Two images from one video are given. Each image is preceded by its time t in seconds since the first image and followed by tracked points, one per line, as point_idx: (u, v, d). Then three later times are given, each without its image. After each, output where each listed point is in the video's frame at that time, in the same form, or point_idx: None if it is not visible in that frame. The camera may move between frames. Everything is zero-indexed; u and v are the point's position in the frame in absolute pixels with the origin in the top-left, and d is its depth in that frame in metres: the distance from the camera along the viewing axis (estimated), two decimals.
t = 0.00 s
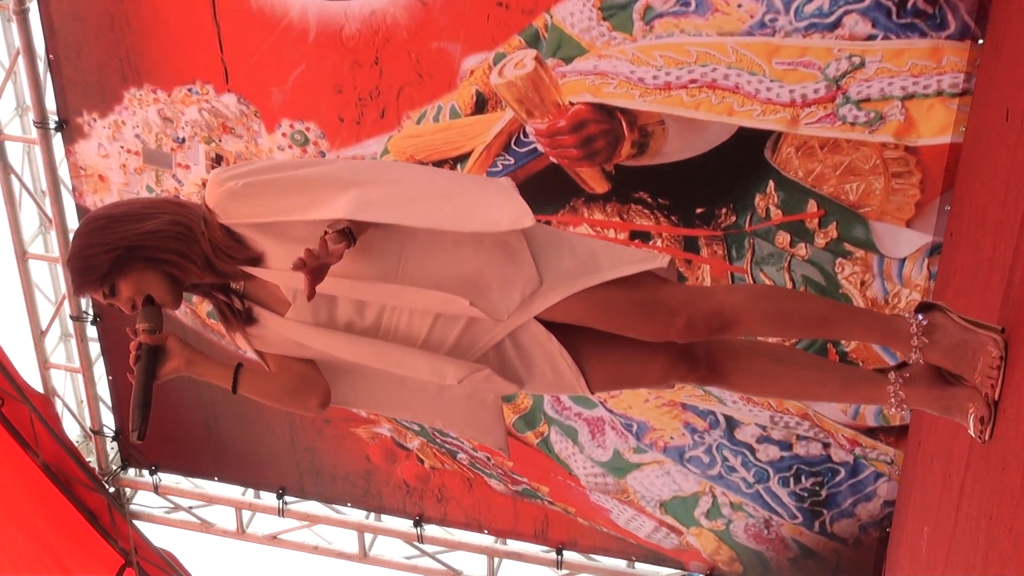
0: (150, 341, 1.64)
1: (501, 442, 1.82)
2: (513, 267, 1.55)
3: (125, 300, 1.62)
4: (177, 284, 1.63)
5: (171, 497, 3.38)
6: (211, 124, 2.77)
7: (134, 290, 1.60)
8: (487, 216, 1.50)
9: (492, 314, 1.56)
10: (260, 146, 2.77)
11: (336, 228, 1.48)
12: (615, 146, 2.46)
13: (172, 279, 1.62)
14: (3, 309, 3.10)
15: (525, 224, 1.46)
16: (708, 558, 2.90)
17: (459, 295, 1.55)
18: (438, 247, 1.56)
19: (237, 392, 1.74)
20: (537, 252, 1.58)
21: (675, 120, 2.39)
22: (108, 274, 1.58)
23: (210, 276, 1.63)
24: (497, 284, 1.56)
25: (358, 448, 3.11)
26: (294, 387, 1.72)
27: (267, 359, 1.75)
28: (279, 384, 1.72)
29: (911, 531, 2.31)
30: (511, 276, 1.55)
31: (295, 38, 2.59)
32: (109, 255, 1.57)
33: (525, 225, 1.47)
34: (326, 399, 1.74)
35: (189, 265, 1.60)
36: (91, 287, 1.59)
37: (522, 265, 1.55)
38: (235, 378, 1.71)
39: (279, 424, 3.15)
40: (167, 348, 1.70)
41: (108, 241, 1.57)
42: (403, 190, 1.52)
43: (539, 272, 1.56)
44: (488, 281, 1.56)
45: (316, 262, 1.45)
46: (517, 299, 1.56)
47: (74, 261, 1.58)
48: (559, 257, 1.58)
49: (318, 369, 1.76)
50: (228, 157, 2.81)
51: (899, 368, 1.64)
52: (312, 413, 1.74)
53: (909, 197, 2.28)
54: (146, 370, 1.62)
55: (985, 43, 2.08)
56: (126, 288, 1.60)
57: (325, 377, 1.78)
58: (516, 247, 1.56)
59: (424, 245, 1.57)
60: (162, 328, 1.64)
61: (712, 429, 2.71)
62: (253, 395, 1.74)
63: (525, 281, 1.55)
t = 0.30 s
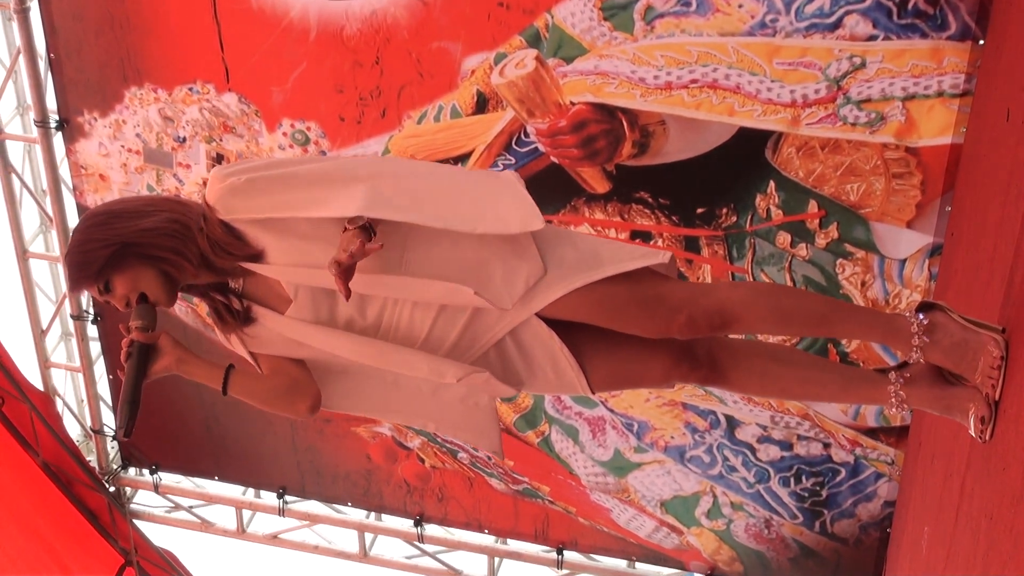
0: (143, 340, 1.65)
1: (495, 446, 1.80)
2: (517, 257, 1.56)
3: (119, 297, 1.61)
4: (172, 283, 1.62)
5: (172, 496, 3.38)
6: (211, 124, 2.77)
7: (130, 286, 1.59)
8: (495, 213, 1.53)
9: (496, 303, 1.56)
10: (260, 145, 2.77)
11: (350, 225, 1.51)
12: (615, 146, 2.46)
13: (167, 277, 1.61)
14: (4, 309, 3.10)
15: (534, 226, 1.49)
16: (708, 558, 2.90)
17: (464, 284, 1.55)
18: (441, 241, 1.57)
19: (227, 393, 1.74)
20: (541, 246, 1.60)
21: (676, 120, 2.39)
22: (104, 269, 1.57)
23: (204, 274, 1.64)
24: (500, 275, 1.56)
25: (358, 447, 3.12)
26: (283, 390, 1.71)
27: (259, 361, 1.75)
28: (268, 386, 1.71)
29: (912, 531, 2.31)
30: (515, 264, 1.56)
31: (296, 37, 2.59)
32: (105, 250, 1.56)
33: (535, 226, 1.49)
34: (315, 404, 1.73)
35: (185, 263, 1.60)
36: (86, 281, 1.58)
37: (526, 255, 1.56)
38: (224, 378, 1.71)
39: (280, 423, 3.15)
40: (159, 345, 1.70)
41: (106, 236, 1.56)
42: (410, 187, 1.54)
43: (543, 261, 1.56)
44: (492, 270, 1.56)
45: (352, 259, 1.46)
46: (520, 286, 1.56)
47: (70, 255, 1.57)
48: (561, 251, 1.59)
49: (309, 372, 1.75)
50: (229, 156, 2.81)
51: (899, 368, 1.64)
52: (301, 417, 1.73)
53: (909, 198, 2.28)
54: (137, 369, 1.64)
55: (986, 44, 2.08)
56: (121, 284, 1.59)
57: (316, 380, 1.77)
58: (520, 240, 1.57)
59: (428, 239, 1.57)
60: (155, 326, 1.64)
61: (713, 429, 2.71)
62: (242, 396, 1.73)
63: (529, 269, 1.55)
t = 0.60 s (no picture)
0: (132, 331, 1.63)
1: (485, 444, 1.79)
2: (521, 250, 1.56)
3: (114, 289, 1.62)
4: (166, 278, 1.62)
5: (172, 495, 3.39)
6: (212, 123, 2.77)
7: (124, 279, 1.60)
8: (500, 205, 1.53)
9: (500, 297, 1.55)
10: (261, 144, 2.77)
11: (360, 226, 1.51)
12: (615, 146, 2.46)
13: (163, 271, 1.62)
14: (4, 308, 3.10)
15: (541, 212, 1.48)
16: (709, 557, 2.90)
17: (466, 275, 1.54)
18: (446, 238, 1.58)
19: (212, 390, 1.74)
20: (543, 241, 1.60)
21: (676, 120, 2.39)
22: (100, 260, 1.58)
23: (201, 269, 1.65)
24: (503, 268, 1.56)
25: (359, 446, 3.12)
26: (269, 390, 1.70)
27: (248, 360, 1.74)
28: (253, 385, 1.70)
29: (913, 530, 2.31)
30: (519, 257, 1.56)
31: (296, 37, 2.59)
32: (103, 241, 1.57)
33: (542, 212, 1.48)
34: (300, 406, 1.72)
35: (182, 256, 1.61)
36: (82, 273, 1.58)
37: (529, 247, 1.56)
38: (210, 376, 1.72)
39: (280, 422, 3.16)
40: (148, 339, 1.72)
41: (105, 228, 1.58)
42: (411, 186, 1.54)
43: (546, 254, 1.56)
44: (495, 264, 1.56)
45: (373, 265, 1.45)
46: (524, 279, 1.54)
47: (69, 247, 1.58)
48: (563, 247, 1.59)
49: (296, 374, 1.75)
50: (230, 155, 2.81)
51: (899, 368, 1.64)
52: (284, 418, 1.72)
53: (909, 199, 2.28)
54: (123, 360, 1.63)
55: (986, 44, 2.08)
56: (117, 276, 1.60)
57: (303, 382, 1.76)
58: (523, 234, 1.58)
59: (430, 236, 1.58)
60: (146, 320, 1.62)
61: (713, 428, 2.72)
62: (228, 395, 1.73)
63: (533, 262, 1.55)
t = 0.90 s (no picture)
0: (125, 319, 1.59)
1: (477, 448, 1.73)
2: (525, 247, 1.57)
3: (111, 277, 1.59)
4: (163, 266, 1.60)
5: (172, 496, 3.39)
6: (212, 123, 2.77)
7: (122, 266, 1.58)
8: (506, 206, 1.54)
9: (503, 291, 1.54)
10: (261, 144, 2.77)
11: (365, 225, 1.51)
12: (615, 147, 2.46)
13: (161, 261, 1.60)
14: (4, 308, 3.10)
15: (547, 209, 1.51)
16: (709, 557, 2.90)
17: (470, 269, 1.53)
18: (450, 236, 1.58)
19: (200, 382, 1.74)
20: (547, 240, 1.60)
21: (676, 121, 2.39)
22: (99, 246, 1.57)
23: (200, 261, 1.64)
24: (506, 266, 1.56)
25: (359, 446, 3.12)
26: (255, 385, 1.69)
27: (239, 358, 1.74)
28: (242, 377, 1.70)
29: (913, 529, 2.31)
30: (522, 254, 1.56)
31: (296, 37, 2.59)
32: (104, 228, 1.57)
33: (549, 208, 1.51)
34: (286, 401, 1.71)
35: (182, 244, 1.60)
36: (81, 260, 1.57)
37: (532, 245, 1.57)
38: (198, 368, 1.71)
39: (280, 421, 3.16)
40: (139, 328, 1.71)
41: (107, 215, 1.58)
42: (411, 187, 1.55)
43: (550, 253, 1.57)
44: (499, 258, 1.56)
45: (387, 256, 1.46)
46: (527, 273, 1.55)
47: (70, 234, 1.58)
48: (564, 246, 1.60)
49: (286, 373, 1.74)
50: (229, 156, 2.81)
51: (899, 369, 1.64)
52: (270, 415, 1.70)
53: (909, 200, 2.28)
54: (112, 346, 1.57)
55: (986, 45, 2.08)
56: (115, 263, 1.58)
57: (292, 382, 1.75)
58: (525, 233, 1.59)
59: (434, 233, 1.57)
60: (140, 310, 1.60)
61: (713, 428, 2.72)
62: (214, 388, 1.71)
63: (537, 257, 1.55)
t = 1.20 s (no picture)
0: (114, 322, 1.70)
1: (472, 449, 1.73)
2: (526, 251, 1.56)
3: (111, 265, 1.61)
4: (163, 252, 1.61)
5: (172, 496, 3.39)
6: (212, 123, 2.77)
7: (122, 252, 1.59)
8: (504, 211, 1.54)
9: (502, 293, 1.54)
10: (261, 145, 2.77)
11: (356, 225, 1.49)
12: (615, 146, 2.46)
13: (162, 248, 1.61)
14: (4, 309, 3.10)
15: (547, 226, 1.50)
16: (709, 557, 2.90)
17: (471, 267, 1.53)
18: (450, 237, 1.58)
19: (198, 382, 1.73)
20: (549, 243, 1.60)
21: (676, 120, 2.39)
22: (102, 231, 1.59)
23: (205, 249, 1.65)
24: (508, 268, 1.55)
25: (359, 447, 3.12)
26: (250, 379, 1.68)
27: (238, 355, 1.74)
28: (238, 372, 1.69)
29: (914, 529, 2.31)
30: (524, 259, 1.56)
31: (296, 37, 2.59)
32: (108, 214, 1.59)
33: (549, 227, 1.50)
34: (285, 393, 1.69)
35: (183, 230, 1.61)
36: (85, 246, 1.60)
37: (534, 249, 1.57)
38: (193, 366, 1.71)
39: (280, 421, 3.16)
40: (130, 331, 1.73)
41: (113, 203, 1.61)
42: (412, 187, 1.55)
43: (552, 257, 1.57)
44: (501, 262, 1.55)
45: (360, 258, 1.44)
46: (528, 277, 1.55)
47: (78, 223, 1.62)
48: (565, 247, 1.60)
49: (284, 367, 1.73)
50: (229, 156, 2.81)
51: (899, 369, 1.64)
52: (268, 407, 1.68)
53: (909, 198, 2.28)
54: (105, 347, 1.66)
55: (986, 44, 2.08)
56: (116, 248, 1.60)
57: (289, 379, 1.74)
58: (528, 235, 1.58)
59: (433, 234, 1.58)
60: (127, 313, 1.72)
61: (713, 428, 2.72)
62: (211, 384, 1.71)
63: (538, 262, 1.55)
